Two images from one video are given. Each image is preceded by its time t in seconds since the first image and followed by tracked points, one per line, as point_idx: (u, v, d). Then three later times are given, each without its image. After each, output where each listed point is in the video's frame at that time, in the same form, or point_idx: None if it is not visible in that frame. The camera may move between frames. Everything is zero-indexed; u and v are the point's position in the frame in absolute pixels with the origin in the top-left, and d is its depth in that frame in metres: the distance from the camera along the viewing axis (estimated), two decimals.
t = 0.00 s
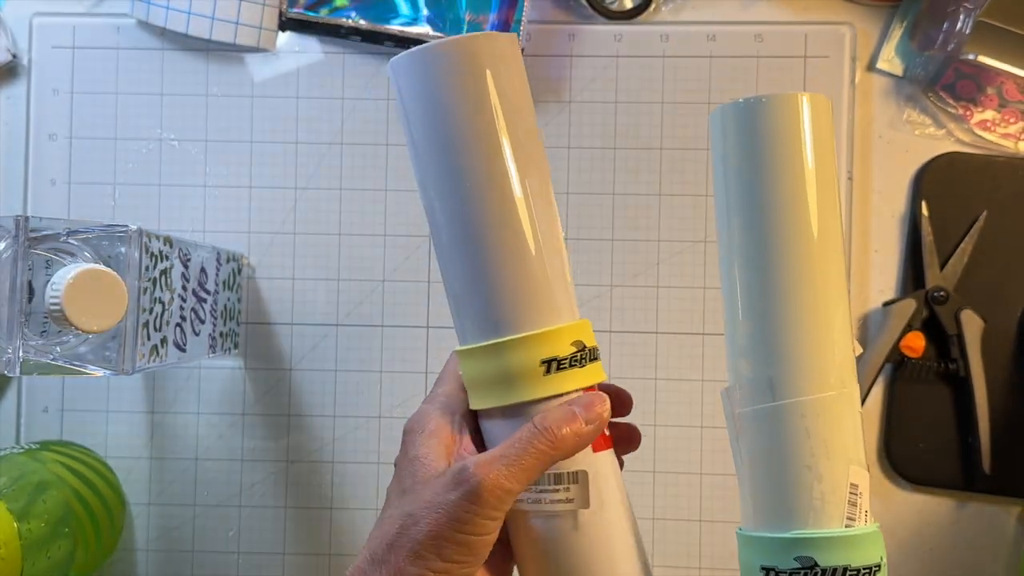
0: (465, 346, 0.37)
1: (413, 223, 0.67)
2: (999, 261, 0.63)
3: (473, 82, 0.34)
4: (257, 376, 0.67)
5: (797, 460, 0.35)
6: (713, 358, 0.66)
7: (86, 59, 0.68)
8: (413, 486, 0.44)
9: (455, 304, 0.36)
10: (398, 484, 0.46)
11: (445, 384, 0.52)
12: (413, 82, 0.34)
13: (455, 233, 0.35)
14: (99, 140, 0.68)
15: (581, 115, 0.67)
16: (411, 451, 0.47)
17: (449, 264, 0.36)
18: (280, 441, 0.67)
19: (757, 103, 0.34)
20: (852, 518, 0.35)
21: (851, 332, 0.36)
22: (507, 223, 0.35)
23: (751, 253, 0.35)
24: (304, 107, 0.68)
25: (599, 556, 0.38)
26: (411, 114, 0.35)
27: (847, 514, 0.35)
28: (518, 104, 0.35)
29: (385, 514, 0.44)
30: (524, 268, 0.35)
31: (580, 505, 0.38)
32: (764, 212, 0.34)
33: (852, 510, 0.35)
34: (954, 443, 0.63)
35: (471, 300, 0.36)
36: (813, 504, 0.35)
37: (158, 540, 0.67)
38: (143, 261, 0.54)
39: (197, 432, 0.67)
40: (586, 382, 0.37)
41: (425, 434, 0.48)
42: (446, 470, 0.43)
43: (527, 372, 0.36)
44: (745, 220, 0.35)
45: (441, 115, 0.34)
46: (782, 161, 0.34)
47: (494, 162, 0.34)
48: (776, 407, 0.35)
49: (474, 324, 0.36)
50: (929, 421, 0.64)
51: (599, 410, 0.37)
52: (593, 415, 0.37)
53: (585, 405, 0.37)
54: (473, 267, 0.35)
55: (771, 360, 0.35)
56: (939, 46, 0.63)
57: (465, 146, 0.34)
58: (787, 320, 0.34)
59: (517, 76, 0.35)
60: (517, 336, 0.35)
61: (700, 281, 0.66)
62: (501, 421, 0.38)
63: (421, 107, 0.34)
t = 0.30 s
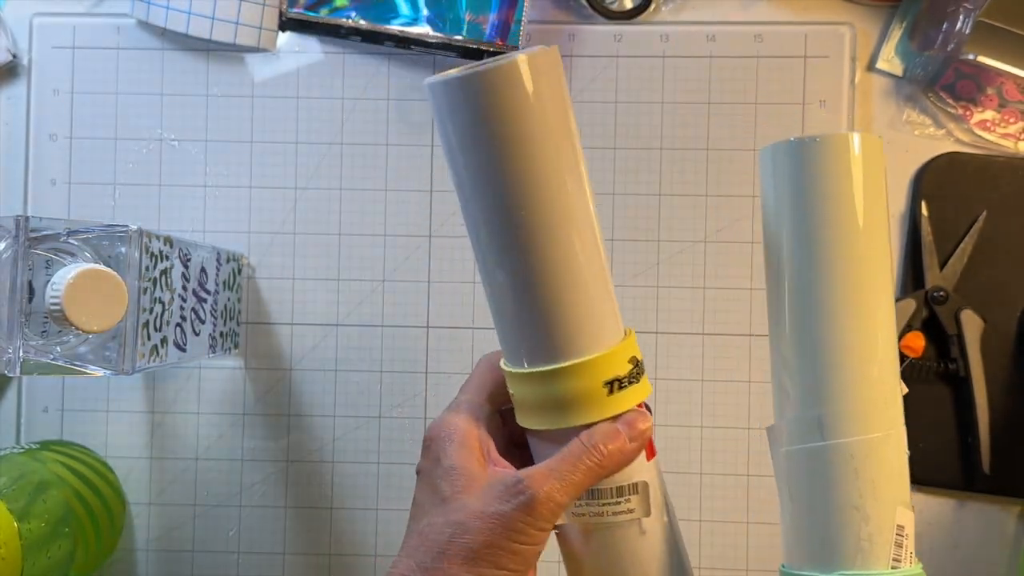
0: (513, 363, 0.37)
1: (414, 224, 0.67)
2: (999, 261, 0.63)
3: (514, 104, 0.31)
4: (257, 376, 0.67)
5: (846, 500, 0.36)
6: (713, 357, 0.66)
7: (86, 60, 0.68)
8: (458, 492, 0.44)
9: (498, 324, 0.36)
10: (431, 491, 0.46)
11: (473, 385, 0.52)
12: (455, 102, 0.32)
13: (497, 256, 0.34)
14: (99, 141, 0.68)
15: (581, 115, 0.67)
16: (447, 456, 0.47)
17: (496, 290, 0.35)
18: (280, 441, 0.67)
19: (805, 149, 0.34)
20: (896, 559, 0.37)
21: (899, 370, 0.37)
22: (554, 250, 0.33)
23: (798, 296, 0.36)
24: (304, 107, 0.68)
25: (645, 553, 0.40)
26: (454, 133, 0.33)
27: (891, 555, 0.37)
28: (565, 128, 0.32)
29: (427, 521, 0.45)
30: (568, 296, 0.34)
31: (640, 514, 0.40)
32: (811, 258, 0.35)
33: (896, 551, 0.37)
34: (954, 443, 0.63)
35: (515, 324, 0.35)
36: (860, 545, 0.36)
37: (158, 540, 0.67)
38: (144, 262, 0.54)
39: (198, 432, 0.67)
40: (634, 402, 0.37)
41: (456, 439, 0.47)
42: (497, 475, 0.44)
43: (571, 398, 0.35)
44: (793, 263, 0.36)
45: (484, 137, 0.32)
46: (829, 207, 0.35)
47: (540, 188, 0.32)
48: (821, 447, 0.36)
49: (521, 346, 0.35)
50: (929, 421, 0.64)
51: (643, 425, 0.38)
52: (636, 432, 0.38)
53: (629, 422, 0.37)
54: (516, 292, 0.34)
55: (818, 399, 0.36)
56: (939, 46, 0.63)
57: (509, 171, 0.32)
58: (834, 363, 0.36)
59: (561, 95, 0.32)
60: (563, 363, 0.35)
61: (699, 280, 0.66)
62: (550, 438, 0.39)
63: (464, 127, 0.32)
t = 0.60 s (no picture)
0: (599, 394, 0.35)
1: (414, 223, 0.67)
2: (999, 262, 0.63)
3: (631, 128, 0.29)
4: (257, 376, 0.68)
5: (905, 552, 0.36)
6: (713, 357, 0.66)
7: (86, 60, 0.68)
8: (530, 515, 0.44)
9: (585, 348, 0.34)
10: (500, 509, 0.46)
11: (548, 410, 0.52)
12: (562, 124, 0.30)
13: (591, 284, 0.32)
14: (99, 141, 0.68)
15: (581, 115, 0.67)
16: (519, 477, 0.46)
17: (589, 327, 0.33)
18: (280, 441, 0.67)
19: (890, 189, 0.32)
20: None
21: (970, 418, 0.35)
22: (654, 282, 0.31)
23: (872, 340, 0.34)
24: (304, 107, 0.68)
25: None
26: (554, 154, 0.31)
27: None
28: (677, 152, 0.30)
29: (495, 539, 0.44)
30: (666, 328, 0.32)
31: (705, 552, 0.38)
32: (889, 304, 0.33)
33: None
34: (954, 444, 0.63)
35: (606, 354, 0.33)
36: None
37: (158, 540, 0.67)
38: (144, 262, 0.54)
39: (198, 432, 0.67)
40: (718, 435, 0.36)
41: (528, 462, 0.47)
42: (574, 501, 0.44)
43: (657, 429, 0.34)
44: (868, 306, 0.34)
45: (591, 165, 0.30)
46: (903, 256, 0.33)
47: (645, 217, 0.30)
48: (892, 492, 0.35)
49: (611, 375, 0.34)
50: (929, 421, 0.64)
51: (718, 463, 0.36)
52: (714, 471, 0.36)
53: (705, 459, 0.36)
54: (607, 325, 0.32)
55: (891, 444, 0.35)
56: (939, 46, 0.63)
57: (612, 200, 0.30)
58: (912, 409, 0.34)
59: (675, 123, 0.30)
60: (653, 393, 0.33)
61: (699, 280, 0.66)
62: (627, 468, 0.37)
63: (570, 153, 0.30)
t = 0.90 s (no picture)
0: (675, 434, 0.33)
1: (414, 223, 0.67)
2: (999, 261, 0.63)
3: (731, 166, 0.27)
4: (257, 376, 0.68)
5: None
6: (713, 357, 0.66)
7: (86, 60, 0.68)
8: (599, 537, 0.44)
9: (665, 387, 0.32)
10: (569, 524, 0.46)
11: (626, 426, 0.50)
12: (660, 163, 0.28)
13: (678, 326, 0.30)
14: (98, 141, 0.68)
15: (581, 116, 0.67)
16: (592, 496, 0.46)
17: (670, 370, 0.31)
18: (280, 441, 0.67)
19: (975, 272, 0.26)
20: None
21: None
22: (747, 321, 0.29)
23: (955, 441, 0.28)
24: (304, 107, 0.68)
25: None
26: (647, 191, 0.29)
27: None
28: (776, 194, 0.28)
29: (560, 555, 0.45)
30: (753, 373, 0.30)
31: None
32: (978, 401, 0.27)
33: None
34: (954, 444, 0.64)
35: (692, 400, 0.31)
36: None
37: (159, 540, 0.68)
38: (144, 262, 0.54)
39: (198, 432, 0.67)
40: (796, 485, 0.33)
41: (601, 481, 0.47)
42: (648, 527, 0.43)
43: (739, 474, 0.31)
44: (946, 406, 0.28)
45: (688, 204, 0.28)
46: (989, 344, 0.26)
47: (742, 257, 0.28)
48: None
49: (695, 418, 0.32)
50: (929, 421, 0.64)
51: (791, 505, 0.35)
52: (786, 513, 0.35)
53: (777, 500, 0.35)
54: (691, 372, 0.31)
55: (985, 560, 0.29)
56: (938, 47, 0.62)
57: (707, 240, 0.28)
58: (1010, 527, 0.28)
59: (778, 162, 0.28)
60: (735, 437, 0.31)
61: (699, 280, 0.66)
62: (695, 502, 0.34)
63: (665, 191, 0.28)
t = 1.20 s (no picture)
0: (725, 430, 0.35)
1: (414, 223, 0.67)
2: (999, 261, 0.63)
3: (791, 175, 0.30)
4: (257, 376, 0.68)
5: None
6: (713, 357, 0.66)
7: (86, 60, 0.68)
8: (655, 534, 0.45)
9: (715, 383, 0.35)
10: (625, 519, 0.47)
11: (676, 429, 0.50)
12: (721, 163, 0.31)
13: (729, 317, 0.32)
14: (98, 141, 0.68)
15: (581, 115, 0.67)
16: (646, 493, 0.46)
17: (723, 367, 0.34)
18: (280, 441, 0.67)
19: (979, 379, 0.37)
20: None
21: None
22: (800, 323, 0.31)
23: (960, 495, 0.39)
24: (304, 107, 0.68)
25: None
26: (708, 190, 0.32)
27: None
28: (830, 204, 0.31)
29: (616, 549, 0.45)
30: (803, 372, 0.32)
31: None
32: (973, 470, 0.38)
33: None
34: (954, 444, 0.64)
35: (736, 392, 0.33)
36: None
37: (159, 539, 0.68)
38: (144, 262, 0.54)
39: (198, 432, 0.68)
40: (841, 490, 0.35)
41: (655, 480, 0.47)
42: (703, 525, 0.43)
43: (786, 473, 0.33)
44: (952, 438, 0.39)
45: (746, 204, 0.30)
46: (987, 431, 0.37)
47: (791, 260, 0.31)
48: None
49: (740, 412, 0.34)
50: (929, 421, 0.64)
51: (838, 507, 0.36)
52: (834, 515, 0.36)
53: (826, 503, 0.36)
54: (745, 369, 0.33)
55: None
56: (938, 47, 0.63)
57: (761, 240, 0.31)
58: (1005, 561, 0.39)
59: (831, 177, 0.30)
60: (786, 433, 0.33)
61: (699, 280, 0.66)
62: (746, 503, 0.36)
63: (725, 190, 0.31)
